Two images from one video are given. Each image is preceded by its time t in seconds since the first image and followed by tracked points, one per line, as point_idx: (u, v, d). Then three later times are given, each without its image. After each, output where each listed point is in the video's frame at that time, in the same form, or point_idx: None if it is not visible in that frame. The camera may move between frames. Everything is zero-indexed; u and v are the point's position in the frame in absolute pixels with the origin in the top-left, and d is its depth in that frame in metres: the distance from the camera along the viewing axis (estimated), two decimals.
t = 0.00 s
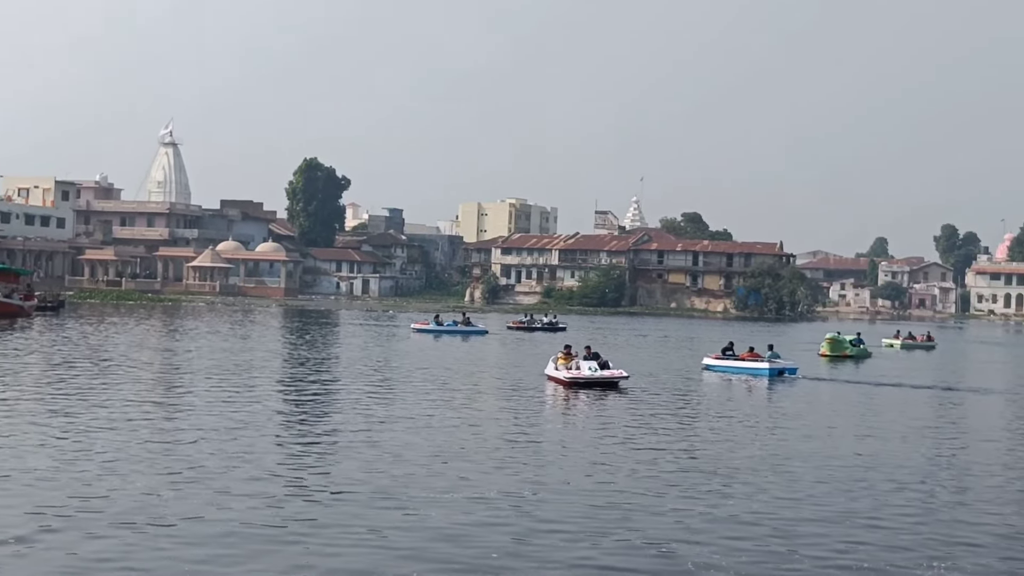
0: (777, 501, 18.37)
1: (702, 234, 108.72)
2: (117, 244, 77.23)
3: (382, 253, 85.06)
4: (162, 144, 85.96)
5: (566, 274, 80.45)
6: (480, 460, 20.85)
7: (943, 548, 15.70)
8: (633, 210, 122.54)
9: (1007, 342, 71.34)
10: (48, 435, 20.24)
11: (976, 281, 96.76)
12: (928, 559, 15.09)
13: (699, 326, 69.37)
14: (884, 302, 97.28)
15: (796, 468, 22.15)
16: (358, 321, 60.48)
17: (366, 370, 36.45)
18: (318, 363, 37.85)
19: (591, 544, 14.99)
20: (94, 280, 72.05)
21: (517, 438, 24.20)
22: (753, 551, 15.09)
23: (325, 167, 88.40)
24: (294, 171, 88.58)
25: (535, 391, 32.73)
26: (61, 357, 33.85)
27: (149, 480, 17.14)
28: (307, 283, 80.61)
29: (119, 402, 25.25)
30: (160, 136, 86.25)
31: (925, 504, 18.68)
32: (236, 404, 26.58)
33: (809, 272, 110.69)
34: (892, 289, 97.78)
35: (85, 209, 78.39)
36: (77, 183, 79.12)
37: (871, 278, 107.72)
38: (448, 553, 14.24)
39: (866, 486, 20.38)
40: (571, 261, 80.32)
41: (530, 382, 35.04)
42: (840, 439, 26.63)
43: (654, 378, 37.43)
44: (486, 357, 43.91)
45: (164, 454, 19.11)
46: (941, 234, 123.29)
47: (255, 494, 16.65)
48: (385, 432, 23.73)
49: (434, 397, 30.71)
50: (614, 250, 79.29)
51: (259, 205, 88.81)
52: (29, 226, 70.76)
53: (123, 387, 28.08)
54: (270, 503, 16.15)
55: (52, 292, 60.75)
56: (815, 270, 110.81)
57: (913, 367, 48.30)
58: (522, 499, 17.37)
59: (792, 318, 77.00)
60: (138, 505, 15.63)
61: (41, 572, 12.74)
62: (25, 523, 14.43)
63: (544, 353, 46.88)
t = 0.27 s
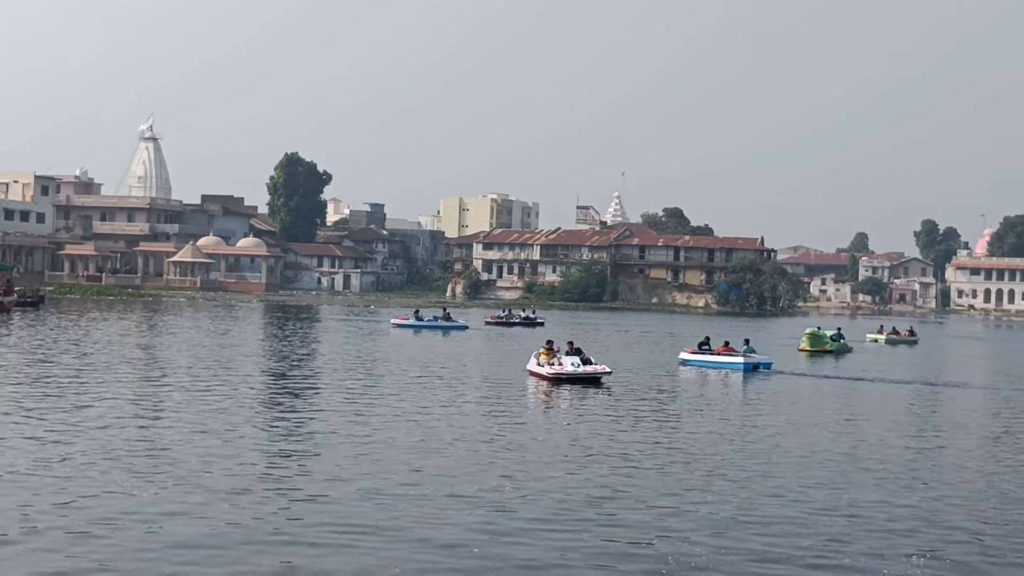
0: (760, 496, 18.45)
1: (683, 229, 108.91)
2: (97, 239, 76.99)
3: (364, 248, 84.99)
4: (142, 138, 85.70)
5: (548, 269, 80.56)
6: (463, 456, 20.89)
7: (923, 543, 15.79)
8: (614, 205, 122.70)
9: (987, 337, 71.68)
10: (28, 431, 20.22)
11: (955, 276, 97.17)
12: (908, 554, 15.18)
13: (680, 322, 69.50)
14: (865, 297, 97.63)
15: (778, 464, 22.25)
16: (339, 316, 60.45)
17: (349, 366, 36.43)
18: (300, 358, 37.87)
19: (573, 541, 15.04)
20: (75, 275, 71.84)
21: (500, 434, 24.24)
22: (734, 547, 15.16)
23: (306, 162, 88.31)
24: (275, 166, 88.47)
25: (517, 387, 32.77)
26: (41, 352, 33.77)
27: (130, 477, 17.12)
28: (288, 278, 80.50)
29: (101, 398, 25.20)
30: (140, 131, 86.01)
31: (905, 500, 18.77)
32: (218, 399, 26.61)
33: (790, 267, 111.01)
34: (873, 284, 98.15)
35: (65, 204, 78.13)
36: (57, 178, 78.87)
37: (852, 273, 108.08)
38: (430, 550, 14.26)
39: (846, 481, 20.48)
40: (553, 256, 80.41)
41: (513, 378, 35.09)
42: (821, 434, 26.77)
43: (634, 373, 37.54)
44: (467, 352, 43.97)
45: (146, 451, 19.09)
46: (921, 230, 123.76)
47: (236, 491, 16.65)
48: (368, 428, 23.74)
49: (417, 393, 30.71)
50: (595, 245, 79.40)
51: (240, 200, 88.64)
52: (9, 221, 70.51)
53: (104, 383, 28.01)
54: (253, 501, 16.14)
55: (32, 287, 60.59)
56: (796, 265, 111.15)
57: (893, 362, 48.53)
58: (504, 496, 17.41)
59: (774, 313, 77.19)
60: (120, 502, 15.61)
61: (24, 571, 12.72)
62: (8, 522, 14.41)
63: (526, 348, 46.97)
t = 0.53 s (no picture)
0: (746, 492, 18.49)
1: (668, 225, 109.03)
2: (81, 235, 76.81)
3: (349, 243, 84.91)
4: (127, 134, 85.51)
5: (533, 264, 80.62)
6: (450, 452, 20.90)
7: (910, 540, 15.80)
8: (599, 201, 122.88)
9: (971, 332, 71.94)
10: (14, 428, 20.19)
11: (940, 272, 97.47)
12: (897, 551, 15.19)
13: (666, 317, 69.59)
14: (850, 293, 97.89)
15: (764, 460, 22.28)
16: (324, 312, 60.47)
17: (334, 362, 36.40)
18: (285, 354, 37.90)
19: (561, 538, 15.02)
20: (58, 271, 71.69)
21: (485, 430, 24.23)
22: (722, 545, 15.16)
23: (291, 157, 88.22)
24: (260, 162, 88.36)
25: (504, 382, 32.78)
26: (25, 349, 33.70)
27: (117, 474, 17.06)
28: (273, 274, 80.40)
29: (83, 394, 25.13)
30: (125, 127, 85.84)
31: (892, 496, 18.80)
32: (204, 395, 26.63)
33: (776, 263, 111.23)
34: (858, 279, 98.40)
35: (49, 199, 77.95)
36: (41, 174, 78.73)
37: (837, 269, 108.33)
38: (419, 549, 14.23)
39: (833, 477, 20.50)
40: (538, 251, 80.47)
41: (499, 373, 35.10)
42: (806, 430, 26.83)
43: (620, 369, 37.61)
44: (453, 348, 44.02)
45: (132, 448, 19.06)
46: (906, 225, 124.08)
47: (223, 489, 16.61)
48: (353, 424, 23.72)
49: (402, 388, 30.71)
50: (581, 241, 79.48)
51: (225, 196, 88.49)
52: None
53: (88, 379, 27.94)
54: (240, 498, 16.11)
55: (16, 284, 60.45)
56: (782, 261, 111.39)
57: (877, 358, 48.68)
58: (491, 493, 17.40)
59: (758, 308, 77.34)
60: (107, 500, 15.55)
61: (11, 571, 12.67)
62: None
63: (512, 344, 47.03)
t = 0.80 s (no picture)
0: (732, 490, 18.62)
1: (657, 223, 109.21)
2: (69, 233, 76.75)
3: (337, 242, 84.93)
4: (115, 131, 85.45)
5: (522, 263, 80.71)
6: (439, 451, 20.95)
7: (898, 538, 15.88)
8: (588, 198, 123.06)
9: (958, 330, 72.16)
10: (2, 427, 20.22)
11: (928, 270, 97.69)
12: (884, 549, 15.27)
13: (655, 316, 69.70)
14: (838, 291, 98.18)
15: (753, 458, 22.36)
16: (313, 311, 60.50)
17: (322, 360, 36.47)
18: (273, 353, 37.94)
19: (550, 538, 15.08)
20: (46, 269, 71.61)
21: (473, 428, 24.34)
22: (711, 543, 15.23)
23: (280, 156, 88.23)
24: (248, 160, 88.38)
25: (492, 381, 32.89)
26: (14, 347, 33.72)
27: (106, 473, 17.14)
28: (262, 272, 80.40)
29: (73, 393, 25.20)
30: (113, 125, 85.75)
31: (879, 494, 18.89)
32: (193, 394, 26.66)
33: (764, 261, 111.52)
34: (846, 278, 98.64)
35: (37, 198, 77.88)
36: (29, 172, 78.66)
37: (825, 267, 108.57)
38: (409, 548, 14.29)
39: (821, 476, 20.58)
40: (526, 250, 80.58)
41: (487, 372, 35.21)
42: (795, 428, 26.92)
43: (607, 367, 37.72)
44: (441, 346, 44.10)
45: (122, 447, 19.09)
46: (894, 223, 124.36)
47: (213, 489, 16.64)
48: (341, 423, 23.82)
49: (390, 387, 30.81)
50: (569, 239, 79.59)
51: (213, 195, 88.46)
52: None
53: (77, 377, 28.00)
54: (230, 498, 16.14)
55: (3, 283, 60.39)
56: (770, 259, 111.60)
57: (864, 356, 48.84)
58: (481, 492, 17.45)
59: (747, 307, 77.52)
60: (96, 500, 15.63)
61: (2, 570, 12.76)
62: None
63: (500, 341, 47.12)
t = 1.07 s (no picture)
0: (718, 488, 18.67)
1: (641, 221, 109.34)
2: (53, 231, 76.53)
3: (322, 240, 84.84)
4: (98, 129, 85.24)
5: (507, 261, 80.75)
6: (426, 450, 20.96)
7: (881, 536, 15.94)
8: (572, 196, 123.17)
9: (942, 327, 72.46)
10: None
11: (911, 267, 98.04)
12: (868, 548, 15.33)
13: (640, 313, 69.80)
14: (822, 289, 98.47)
15: (739, 456, 22.42)
16: (297, 309, 60.46)
17: (307, 359, 36.45)
18: (257, 351, 37.92)
19: (537, 536, 15.09)
20: (30, 267, 71.39)
21: (459, 426, 24.37)
22: (698, 542, 15.26)
23: (264, 154, 88.13)
24: (233, 158, 88.24)
25: (477, 379, 32.91)
26: None
27: (93, 473, 17.11)
28: (246, 270, 80.28)
29: (57, 391, 25.14)
30: (96, 123, 85.60)
31: (864, 492, 18.97)
32: (179, 393, 26.61)
33: (748, 259, 111.75)
34: (830, 275, 98.94)
35: (20, 196, 77.64)
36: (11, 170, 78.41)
37: (809, 265, 108.88)
38: (395, 547, 14.29)
39: (807, 474, 20.63)
40: (511, 247, 80.65)
41: (473, 370, 35.22)
42: (780, 426, 27.01)
43: (591, 365, 37.78)
44: (425, 344, 44.13)
45: (108, 447, 19.08)
46: (877, 221, 124.76)
47: (201, 488, 16.61)
48: (327, 422, 23.82)
49: (376, 385, 30.81)
50: (554, 237, 79.67)
51: (197, 192, 88.29)
52: None
53: (61, 376, 27.94)
54: (216, 498, 16.11)
55: None
56: (754, 257, 111.85)
57: (848, 353, 49.05)
58: (468, 490, 17.46)
59: (731, 304, 77.70)
60: (84, 500, 15.60)
61: None
62: None
63: (484, 339, 47.17)
